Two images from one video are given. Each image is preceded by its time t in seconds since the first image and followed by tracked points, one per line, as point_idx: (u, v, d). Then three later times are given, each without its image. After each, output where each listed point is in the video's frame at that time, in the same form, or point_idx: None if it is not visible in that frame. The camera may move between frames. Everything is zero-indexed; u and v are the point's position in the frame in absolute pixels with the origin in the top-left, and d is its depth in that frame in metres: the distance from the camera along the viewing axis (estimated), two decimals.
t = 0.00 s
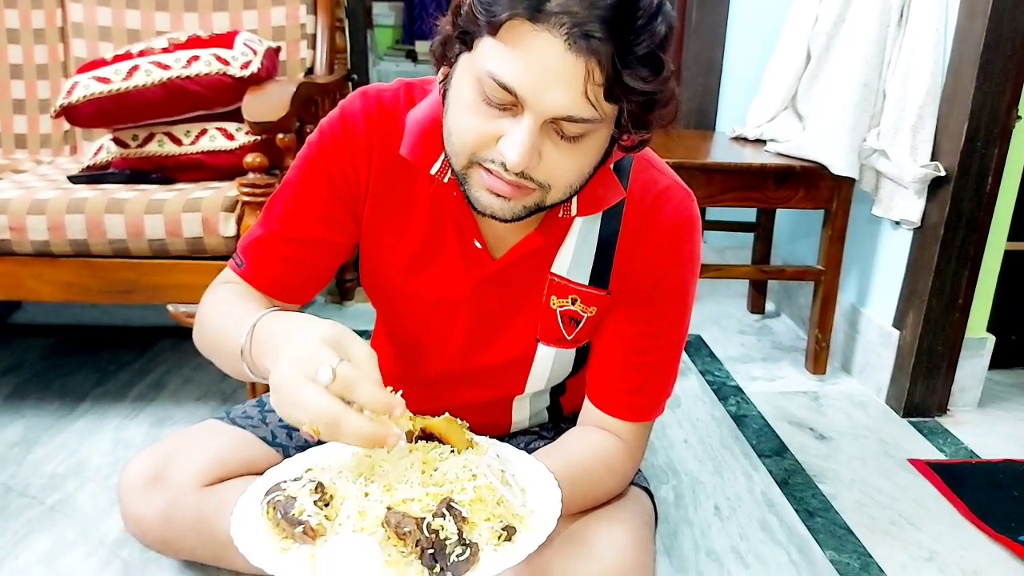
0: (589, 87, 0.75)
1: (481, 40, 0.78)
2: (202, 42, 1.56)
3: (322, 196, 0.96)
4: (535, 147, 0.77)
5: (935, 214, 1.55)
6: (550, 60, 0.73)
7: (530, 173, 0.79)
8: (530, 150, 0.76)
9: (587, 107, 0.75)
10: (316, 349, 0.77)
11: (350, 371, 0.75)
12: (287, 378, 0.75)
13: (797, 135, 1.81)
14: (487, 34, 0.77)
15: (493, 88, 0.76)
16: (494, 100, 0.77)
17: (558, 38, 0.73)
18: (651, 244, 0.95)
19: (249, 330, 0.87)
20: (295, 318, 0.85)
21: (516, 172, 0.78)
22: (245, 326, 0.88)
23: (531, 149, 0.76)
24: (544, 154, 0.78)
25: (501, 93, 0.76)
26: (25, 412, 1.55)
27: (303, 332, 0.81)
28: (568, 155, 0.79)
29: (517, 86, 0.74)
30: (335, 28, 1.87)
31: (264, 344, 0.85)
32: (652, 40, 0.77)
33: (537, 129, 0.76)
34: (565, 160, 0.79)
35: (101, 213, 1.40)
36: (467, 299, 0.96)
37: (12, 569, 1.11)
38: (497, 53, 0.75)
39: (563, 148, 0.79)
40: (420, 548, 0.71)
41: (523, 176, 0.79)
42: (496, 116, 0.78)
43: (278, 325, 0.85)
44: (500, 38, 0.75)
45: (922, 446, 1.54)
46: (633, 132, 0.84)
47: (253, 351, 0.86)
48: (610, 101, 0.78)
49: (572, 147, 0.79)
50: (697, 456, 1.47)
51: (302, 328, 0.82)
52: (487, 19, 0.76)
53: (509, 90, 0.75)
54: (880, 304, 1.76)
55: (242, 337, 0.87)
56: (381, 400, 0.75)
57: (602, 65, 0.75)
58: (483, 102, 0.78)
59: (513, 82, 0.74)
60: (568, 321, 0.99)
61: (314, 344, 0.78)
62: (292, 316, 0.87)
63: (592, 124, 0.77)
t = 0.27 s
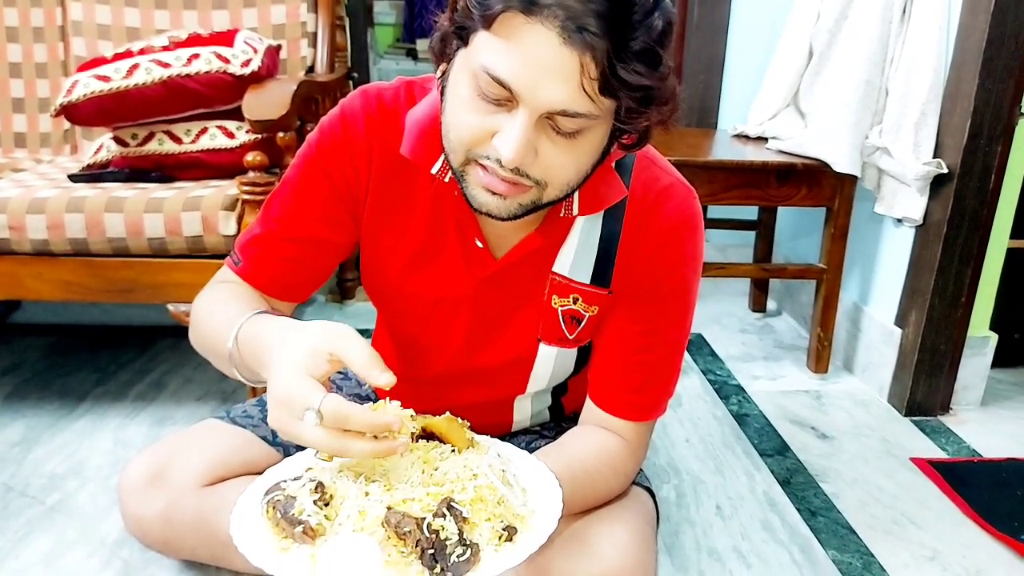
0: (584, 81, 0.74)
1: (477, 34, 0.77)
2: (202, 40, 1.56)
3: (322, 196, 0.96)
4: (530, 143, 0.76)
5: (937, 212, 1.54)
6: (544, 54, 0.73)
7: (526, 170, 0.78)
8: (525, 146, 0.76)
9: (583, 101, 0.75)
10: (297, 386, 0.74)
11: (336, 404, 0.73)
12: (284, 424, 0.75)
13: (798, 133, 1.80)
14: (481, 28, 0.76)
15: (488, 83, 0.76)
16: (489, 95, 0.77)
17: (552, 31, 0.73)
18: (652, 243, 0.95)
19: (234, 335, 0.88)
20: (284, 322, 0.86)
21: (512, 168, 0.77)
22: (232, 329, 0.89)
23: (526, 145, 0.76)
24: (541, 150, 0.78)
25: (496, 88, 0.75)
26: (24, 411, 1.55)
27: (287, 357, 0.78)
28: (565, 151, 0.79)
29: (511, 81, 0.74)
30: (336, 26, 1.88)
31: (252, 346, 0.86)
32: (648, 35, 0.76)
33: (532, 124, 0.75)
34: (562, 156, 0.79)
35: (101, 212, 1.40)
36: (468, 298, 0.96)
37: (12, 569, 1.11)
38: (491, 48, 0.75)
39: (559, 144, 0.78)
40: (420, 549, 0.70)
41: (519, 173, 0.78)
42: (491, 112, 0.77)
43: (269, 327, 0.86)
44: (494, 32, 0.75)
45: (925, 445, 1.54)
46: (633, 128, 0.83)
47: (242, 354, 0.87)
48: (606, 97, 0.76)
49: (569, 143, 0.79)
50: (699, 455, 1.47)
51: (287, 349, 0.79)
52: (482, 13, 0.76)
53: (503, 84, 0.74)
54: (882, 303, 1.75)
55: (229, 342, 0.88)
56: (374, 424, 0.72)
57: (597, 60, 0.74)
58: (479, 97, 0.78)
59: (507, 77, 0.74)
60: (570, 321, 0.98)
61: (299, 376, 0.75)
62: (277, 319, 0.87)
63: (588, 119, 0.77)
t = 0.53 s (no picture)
0: (571, 75, 0.74)
1: (461, 33, 0.77)
2: (196, 35, 1.56)
3: (315, 192, 0.95)
4: (520, 139, 0.76)
5: (933, 207, 1.54)
6: (527, 50, 0.72)
7: (517, 167, 0.78)
8: (515, 143, 0.75)
9: (570, 96, 0.74)
10: (285, 381, 0.74)
11: (324, 398, 0.72)
12: (274, 418, 0.74)
13: (795, 128, 1.80)
14: (465, 27, 0.76)
15: (474, 82, 0.75)
16: (477, 94, 0.77)
17: (535, 26, 0.72)
18: (647, 239, 0.95)
19: (224, 330, 0.88)
20: (273, 317, 0.85)
21: (503, 166, 0.77)
22: (222, 326, 0.88)
23: (516, 142, 0.75)
24: (531, 146, 0.77)
25: (482, 86, 0.75)
26: (18, 408, 1.55)
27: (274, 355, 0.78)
28: (556, 147, 0.78)
29: (497, 79, 0.73)
30: (331, 21, 1.88)
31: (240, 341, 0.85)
32: (633, 25, 0.74)
33: (521, 121, 0.75)
34: (553, 152, 0.79)
35: (94, 208, 1.39)
36: (462, 295, 0.96)
37: (6, 566, 1.10)
38: (476, 46, 0.75)
39: (550, 140, 0.78)
40: (413, 545, 0.70)
41: (511, 171, 0.78)
42: (480, 111, 0.77)
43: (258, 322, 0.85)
44: (478, 30, 0.75)
45: (920, 441, 1.54)
46: (626, 120, 0.82)
47: (232, 350, 0.87)
48: (594, 89, 0.76)
49: (560, 138, 0.78)
50: (695, 450, 1.47)
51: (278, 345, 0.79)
52: (464, 11, 0.75)
53: (489, 82, 0.74)
54: (878, 298, 1.76)
55: (219, 338, 0.88)
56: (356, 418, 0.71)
57: (581, 52, 0.73)
58: (467, 96, 0.78)
59: (493, 75, 0.73)
60: (565, 317, 0.98)
61: (287, 371, 0.75)
62: (267, 314, 0.87)
63: (577, 114, 0.76)
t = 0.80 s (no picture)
0: (562, 75, 0.73)
1: (452, 37, 0.77)
2: (199, 32, 1.55)
3: (315, 191, 0.95)
4: (517, 141, 0.76)
5: (937, 205, 1.54)
6: (517, 52, 0.72)
7: (516, 168, 0.78)
8: (512, 145, 0.75)
9: (563, 95, 0.74)
10: (314, 367, 0.74)
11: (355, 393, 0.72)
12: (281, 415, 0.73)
13: (798, 126, 1.80)
14: (455, 31, 0.76)
15: (467, 85, 0.75)
16: (470, 98, 0.76)
17: (523, 27, 0.72)
18: (648, 237, 0.94)
19: (243, 326, 0.86)
20: (290, 319, 0.83)
21: (501, 168, 0.77)
22: (241, 321, 0.87)
23: (512, 143, 0.75)
24: (528, 147, 0.77)
25: (475, 90, 0.75)
26: (23, 406, 1.55)
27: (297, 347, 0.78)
28: (554, 146, 0.78)
29: (489, 82, 0.73)
30: (333, 18, 1.88)
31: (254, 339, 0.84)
32: (622, 19, 0.73)
33: (516, 122, 0.75)
34: (551, 151, 0.78)
35: (98, 206, 1.39)
36: (464, 294, 0.95)
37: (11, 565, 1.10)
38: (467, 50, 0.75)
39: (547, 140, 0.78)
40: (415, 545, 0.70)
41: (509, 172, 0.78)
42: (475, 114, 0.77)
43: (273, 325, 0.83)
44: (467, 34, 0.74)
45: (924, 439, 1.54)
46: (623, 117, 0.81)
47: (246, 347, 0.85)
48: (586, 88, 0.75)
49: (557, 137, 0.78)
50: (698, 448, 1.47)
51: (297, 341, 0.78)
52: (453, 16, 0.75)
53: (481, 85, 0.74)
54: (882, 296, 1.75)
55: (236, 332, 0.86)
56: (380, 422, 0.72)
57: (570, 50, 0.72)
58: (462, 100, 0.77)
59: (484, 78, 0.73)
60: (568, 315, 0.98)
61: (315, 359, 0.75)
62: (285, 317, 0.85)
63: (571, 112, 0.76)
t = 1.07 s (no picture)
0: (562, 77, 0.73)
1: (452, 35, 0.76)
2: (196, 30, 1.55)
3: (311, 187, 0.95)
4: (514, 142, 0.75)
5: (936, 204, 1.54)
6: (519, 52, 0.72)
7: (511, 169, 0.77)
8: (508, 146, 0.75)
9: (562, 97, 0.73)
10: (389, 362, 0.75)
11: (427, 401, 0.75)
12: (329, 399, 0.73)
13: (797, 124, 1.79)
14: (456, 28, 0.75)
15: (466, 84, 0.75)
16: (469, 96, 0.76)
17: (526, 27, 0.71)
18: (646, 235, 0.94)
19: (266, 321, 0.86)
20: (309, 315, 0.84)
21: (497, 169, 0.76)
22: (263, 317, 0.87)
23: (509, 144, 0.75)
24: (525, 148, 0.77)
25: (474, 89, 0.75)
26: (20, 405, 1.54)
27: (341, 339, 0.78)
28: (550, 148, 0.78)
29: (488, 81, 0.73)
30: (331, 16, 1.87)
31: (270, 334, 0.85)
32: (623, 23, 0.73)
33: (514, 123, 0.74)
34: (547, 153, 0.78)
35: (95, 204, 1.39)
36: (461, 292, 0.95)
37: (8, 563, 1.10)
38: (467, 48, 0.74)
39: (543, 142, 0.77)
40: (408, 546, 0.70)
41: (505, 173, 0.77)
42: (472, 113, 0.77)
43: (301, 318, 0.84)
44: (468, 32, 0.74)
45: (923, 438, 1.54)
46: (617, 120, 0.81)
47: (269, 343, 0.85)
48: (586, 91, 0.75)
49: (553, 139, 0.78)
50: (697, 447, 1.47)
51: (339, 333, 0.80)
52: (454, 13, 0.74)
53: (481, 85, 0.73)
54: (880, 295, 1.75)
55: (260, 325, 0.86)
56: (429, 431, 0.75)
57: (572, 53, 0.72)
58: (459, 99, 0.77)
59: (485, 78, 0.73)
60: (565, 314, 0.98)
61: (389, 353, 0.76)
62: (301, 314, 0.85)
63: (570, 115, 0.76)
